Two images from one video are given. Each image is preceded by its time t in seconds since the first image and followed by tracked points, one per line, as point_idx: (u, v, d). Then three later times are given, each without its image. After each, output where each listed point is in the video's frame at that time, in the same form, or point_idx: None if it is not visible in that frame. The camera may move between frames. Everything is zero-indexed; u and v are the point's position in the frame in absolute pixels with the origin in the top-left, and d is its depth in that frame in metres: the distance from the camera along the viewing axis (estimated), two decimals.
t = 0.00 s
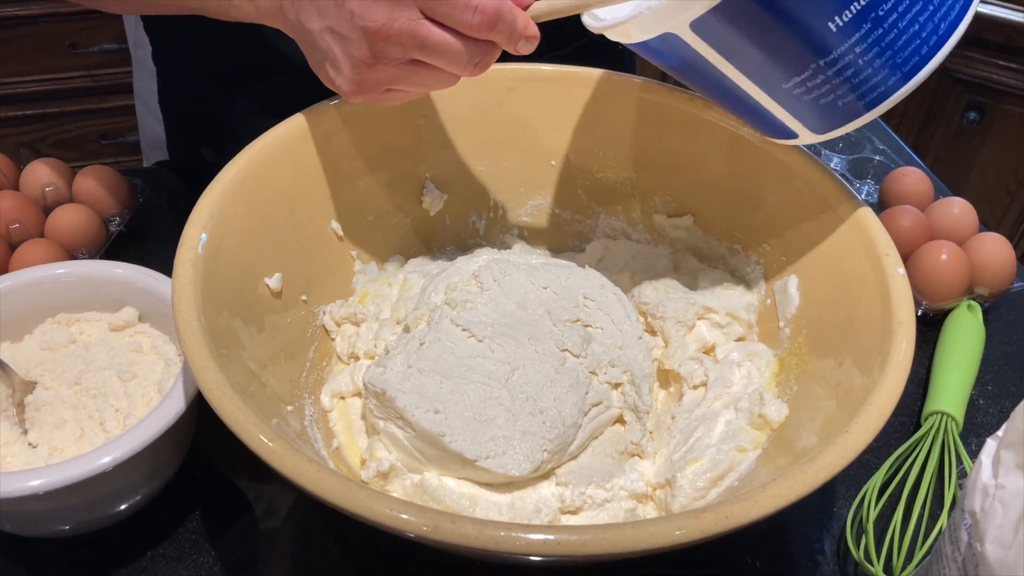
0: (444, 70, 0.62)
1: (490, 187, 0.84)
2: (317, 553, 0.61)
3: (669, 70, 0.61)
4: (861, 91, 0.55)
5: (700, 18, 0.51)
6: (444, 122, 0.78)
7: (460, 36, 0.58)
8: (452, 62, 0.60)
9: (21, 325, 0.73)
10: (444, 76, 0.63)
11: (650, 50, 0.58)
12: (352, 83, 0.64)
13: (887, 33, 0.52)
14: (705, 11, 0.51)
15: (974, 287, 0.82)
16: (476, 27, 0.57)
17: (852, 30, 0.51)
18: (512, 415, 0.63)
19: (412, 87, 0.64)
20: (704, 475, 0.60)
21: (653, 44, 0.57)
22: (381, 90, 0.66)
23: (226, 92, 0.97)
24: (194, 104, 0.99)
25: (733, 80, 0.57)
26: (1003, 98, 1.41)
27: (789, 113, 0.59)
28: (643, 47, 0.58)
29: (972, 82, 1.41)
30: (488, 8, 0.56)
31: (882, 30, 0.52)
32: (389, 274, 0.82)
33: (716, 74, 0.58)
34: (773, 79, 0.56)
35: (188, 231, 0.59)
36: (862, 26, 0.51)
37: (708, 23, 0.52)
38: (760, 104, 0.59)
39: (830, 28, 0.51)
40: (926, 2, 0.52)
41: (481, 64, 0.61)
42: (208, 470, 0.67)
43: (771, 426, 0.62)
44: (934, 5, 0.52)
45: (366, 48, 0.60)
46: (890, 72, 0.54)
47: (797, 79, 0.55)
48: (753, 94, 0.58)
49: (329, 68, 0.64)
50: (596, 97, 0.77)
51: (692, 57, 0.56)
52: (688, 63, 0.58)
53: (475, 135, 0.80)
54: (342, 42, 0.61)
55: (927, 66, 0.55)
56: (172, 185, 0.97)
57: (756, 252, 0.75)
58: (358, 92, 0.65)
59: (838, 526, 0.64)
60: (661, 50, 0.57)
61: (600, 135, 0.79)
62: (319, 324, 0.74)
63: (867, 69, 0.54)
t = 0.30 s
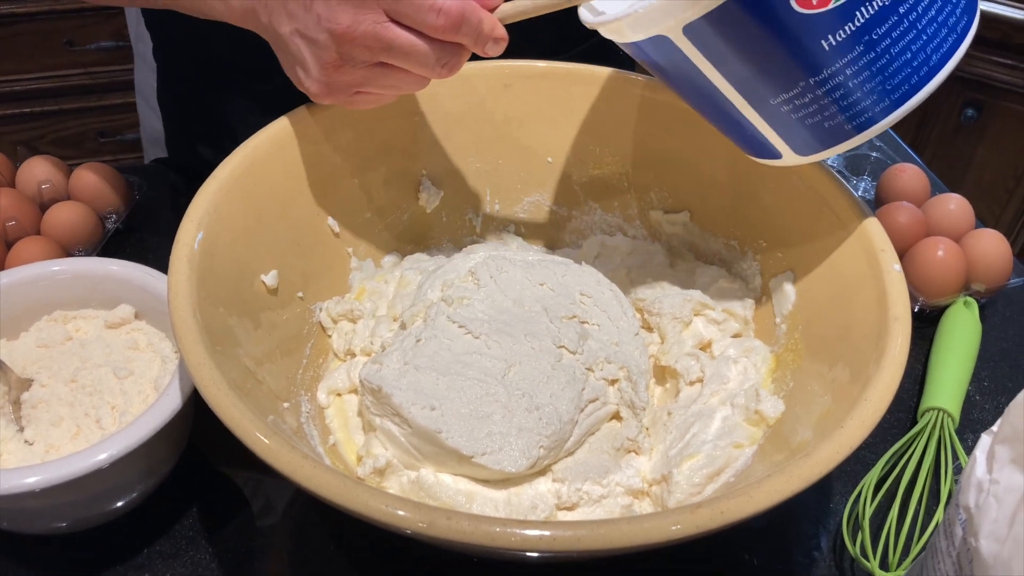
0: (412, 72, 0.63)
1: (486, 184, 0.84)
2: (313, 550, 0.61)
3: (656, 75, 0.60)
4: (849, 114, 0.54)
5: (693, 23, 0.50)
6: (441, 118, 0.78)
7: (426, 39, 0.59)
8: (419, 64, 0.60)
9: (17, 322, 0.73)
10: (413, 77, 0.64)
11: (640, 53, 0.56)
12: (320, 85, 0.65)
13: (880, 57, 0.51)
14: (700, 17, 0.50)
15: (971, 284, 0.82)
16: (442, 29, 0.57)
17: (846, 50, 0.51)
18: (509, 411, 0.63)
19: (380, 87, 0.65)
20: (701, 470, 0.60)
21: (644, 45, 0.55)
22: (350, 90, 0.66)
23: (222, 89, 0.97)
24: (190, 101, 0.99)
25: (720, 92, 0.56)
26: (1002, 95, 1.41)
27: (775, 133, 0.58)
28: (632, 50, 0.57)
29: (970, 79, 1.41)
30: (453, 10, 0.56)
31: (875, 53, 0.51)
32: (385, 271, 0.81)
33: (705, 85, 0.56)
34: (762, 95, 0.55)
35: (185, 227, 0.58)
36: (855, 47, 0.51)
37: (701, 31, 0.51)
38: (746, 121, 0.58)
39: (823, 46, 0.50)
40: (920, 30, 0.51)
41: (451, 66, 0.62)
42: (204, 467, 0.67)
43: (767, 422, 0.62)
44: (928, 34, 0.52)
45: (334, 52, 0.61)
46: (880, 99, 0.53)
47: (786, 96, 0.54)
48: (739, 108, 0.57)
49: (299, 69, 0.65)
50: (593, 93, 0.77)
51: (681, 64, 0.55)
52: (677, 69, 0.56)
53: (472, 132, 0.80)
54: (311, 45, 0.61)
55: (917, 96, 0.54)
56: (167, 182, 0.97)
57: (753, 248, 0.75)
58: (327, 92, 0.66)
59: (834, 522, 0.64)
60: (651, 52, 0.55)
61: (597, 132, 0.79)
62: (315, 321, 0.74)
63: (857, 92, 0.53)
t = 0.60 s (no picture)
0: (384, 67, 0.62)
1: (486, 181, 0.83)
2: (313, 547, 0.61)
3: (656, 75, 0.59)
4: (851, 130, 0.54)
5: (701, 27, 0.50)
6: (441, 114, 0.78)
7: (397, 36, 0.59)
8: (391, 60, 0.60)
9: (17, 319, 0.73)
10: (384, 72, 0.64)
11: (643, 51, 0.56)
12: (291, 78, 0.64)
13: (886, 76, 0.51)
14: (713, 22, 0.49)
15: (972, 280, 0.82)
16: (412, 25, 0.57)
17: (854, 66, 0.50)
18: (509, 408, 0.63)
19: (351, 84, 0.65)
20: (702, 467, 0.60)
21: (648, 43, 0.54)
22: (321, 86, 0.66)
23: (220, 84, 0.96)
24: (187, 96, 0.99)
25: (722, 98, 0.55)
26: (1002, 91, 1.40)
27: (773, 144, 0.57)
28: (637, 48, 0.56)
29: (970, 75, 1.41)
30: (424, 7, 0.56)
31: (882, 72, 0.51)
32: (385, 268, 0.81)
33: (707, 91, 0.56)
34: (764, 106, 0.54)
35: (184, 223, 0.58)
36: (863, 64, 0.50)
37: (710, 37, 0.50)
38: (744, 130, 0.58)
39: (832, 61, 0.50)
40: (927, 52, 0.51)
41: (424, 63, 0.61)
42: (204, 463, 0.67)
43: (768, 418, 0.62)
44: (934, 56, 0.52)
45: (304, 45, 0.60)
46: (883, 117, 0.53)
47: (790, 108, 0.53)
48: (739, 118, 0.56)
49: (272, 63, 0.65)
50: (593, 89, 0.77)
51: (686, 68, 0.54)
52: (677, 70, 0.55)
53: (471, 128, 0.80)
54: (282, 38, 0.61)
55: (919, 118, 0.53)
56: (166, 178, 0.97)
57: (754, 245, 0.75)
58: (298, 87, 0.65)
59: (835, 518, 0.64)
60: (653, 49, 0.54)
61: (597, 128, 0.79)
62: (316, 317, 0.74)
63: (861, 109, 0.52)
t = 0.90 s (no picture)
0: (405, 58, 0.62)
1: (486, 180, 0.83)
2: (313, 546, 0.61)
3: (654, 87, 0.59)
4: (850, 143, 0.54)
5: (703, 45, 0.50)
6: (441, 114, 0.78)
7: (426, 27, 0.59)
8: (414, 50, 0.60)
9: (16, 319, 0.73)
10: (406, 64, 0.63)
11: (644, 65, 0.56)
12: (313, 64, 0.63)
13: (886, 90, 0.51)
14: (716, 37, 0.49)
15: (971, 279, 0.82)
16: (437, 15, 0.57)
17: (854, 82, 0.50)
18: (509, 407, 0.63)
19: (373, 74, 0.64)
20: (701, 466, 0.60)
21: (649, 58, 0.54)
22: (340, 75, 0.65)
23: (219, 84, 0.96)
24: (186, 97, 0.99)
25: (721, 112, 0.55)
26: (1001, 91, 1.40)
27: (770, 158, 0.57)
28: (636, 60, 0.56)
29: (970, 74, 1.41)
30: None
31: (882, 86, 0.51)
32: (385, 267, 0.81)
33: (705, 104, 0.55)
34: (764, 120, 0.54)
35: (184, 223, 0.58)
36: (862, 80, 0.50)
37: (712, 52, 0.50)
38: (742, 143, 0.57)
39: (833, 76, 0.50)
40: (925, 66, 0.51)
41: (447, 55, 0.61)
42: (204, 462, 0.67)
43: (767, 418, 0.62)
44: (932, 71, 0.52)
45: (327, 33, 0.59)
46: (883, 129, 0.53)
47: (789, 122, 0.53)
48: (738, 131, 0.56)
49: (293, 49, 0.64)
50: (593, 89, 0.77)
51: (686, 82, 0.54)
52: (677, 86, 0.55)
53: (471, 127, 0.80)
54: (305, 23, 0.60)
55: (916, 131, 0.53)
56: (165, 177, 0.97)
57: (753, 244, 0.75)
58: (319, 75, 0.65)
59: (834, 517, 0.64)
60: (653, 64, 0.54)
61: (597, 128, 0.79)
62: (315, 317, 0.74)
63: (860, 123, 0.52)
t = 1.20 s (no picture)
0: (365, 31, 0.63)
1: (485, 174, 0.83)
2: (312, 541, 0.61)
3: (673, 67, 0.56)
4: (876, 135, 0.51)
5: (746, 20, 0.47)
6: (440, 108, 0.78)
7: None
8: (374, 23, 0.61)
9: (15, 314, 0.73)
10: (367, 37, 0.64)
11: (669, 43, 0.53)
12: (269, 36, 0.63)
13: (917, 80, 0.49)
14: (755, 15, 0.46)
15: (971, 273, 0.82)
16: None
17: (888, 68, 0.48)
18: (509, 401, 0.63)
19: (334, 48, 0.65)
20: (700, 460, 0.60)
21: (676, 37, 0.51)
22: (299, 48, 0.66)
23: (217, 79, 0.96)
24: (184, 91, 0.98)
25: (745, 93, 0.52)
26: (1001, 86, 1.40)
27: (793, 147, 0.54)
28: (657, 36, 0.53)
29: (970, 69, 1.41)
30: None
31: (913, 76, 0.49)
32: (384, 262, 0.81)
33: (729, 88, 0.53)
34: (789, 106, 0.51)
35: (182, 217, 0.58)
36: (896, 68, 0.48)
37: (751, 27, 0.47)
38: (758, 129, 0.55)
39: (868, 62, 0.48)
40: (954, 58, 0.50)
41: (409, 28, 0.62)
42: (202, 457, 0.67)
43: (767, 412, 0.62)
44: (960, 64, 0.50)
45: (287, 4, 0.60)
46: (910, 121, 0.51)
47: (818, 109, 0.51)
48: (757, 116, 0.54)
49: (250, 21, 0.64)
50: (592, 83, 0.77)
51: (715, 61, 0.51)
52: (703, 68, 0.52)
53: (470, 122, 0.79)
54: None
55: (940, 127, 0.52)
56: (164, 173, 0.97)
57: (753, 238, 0.75)
58: (276, 49, 0.64)
59: (834, 511, 0.64)
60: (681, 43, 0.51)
61: (597, 122, 0.79)
62: (313, 312, 0.74)
63: (888, 114, 0.50)
